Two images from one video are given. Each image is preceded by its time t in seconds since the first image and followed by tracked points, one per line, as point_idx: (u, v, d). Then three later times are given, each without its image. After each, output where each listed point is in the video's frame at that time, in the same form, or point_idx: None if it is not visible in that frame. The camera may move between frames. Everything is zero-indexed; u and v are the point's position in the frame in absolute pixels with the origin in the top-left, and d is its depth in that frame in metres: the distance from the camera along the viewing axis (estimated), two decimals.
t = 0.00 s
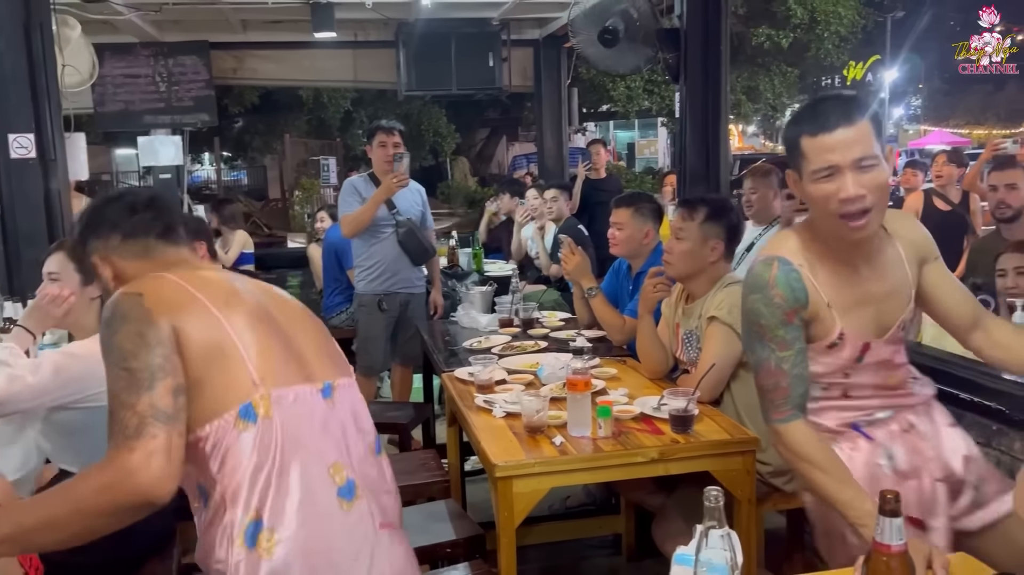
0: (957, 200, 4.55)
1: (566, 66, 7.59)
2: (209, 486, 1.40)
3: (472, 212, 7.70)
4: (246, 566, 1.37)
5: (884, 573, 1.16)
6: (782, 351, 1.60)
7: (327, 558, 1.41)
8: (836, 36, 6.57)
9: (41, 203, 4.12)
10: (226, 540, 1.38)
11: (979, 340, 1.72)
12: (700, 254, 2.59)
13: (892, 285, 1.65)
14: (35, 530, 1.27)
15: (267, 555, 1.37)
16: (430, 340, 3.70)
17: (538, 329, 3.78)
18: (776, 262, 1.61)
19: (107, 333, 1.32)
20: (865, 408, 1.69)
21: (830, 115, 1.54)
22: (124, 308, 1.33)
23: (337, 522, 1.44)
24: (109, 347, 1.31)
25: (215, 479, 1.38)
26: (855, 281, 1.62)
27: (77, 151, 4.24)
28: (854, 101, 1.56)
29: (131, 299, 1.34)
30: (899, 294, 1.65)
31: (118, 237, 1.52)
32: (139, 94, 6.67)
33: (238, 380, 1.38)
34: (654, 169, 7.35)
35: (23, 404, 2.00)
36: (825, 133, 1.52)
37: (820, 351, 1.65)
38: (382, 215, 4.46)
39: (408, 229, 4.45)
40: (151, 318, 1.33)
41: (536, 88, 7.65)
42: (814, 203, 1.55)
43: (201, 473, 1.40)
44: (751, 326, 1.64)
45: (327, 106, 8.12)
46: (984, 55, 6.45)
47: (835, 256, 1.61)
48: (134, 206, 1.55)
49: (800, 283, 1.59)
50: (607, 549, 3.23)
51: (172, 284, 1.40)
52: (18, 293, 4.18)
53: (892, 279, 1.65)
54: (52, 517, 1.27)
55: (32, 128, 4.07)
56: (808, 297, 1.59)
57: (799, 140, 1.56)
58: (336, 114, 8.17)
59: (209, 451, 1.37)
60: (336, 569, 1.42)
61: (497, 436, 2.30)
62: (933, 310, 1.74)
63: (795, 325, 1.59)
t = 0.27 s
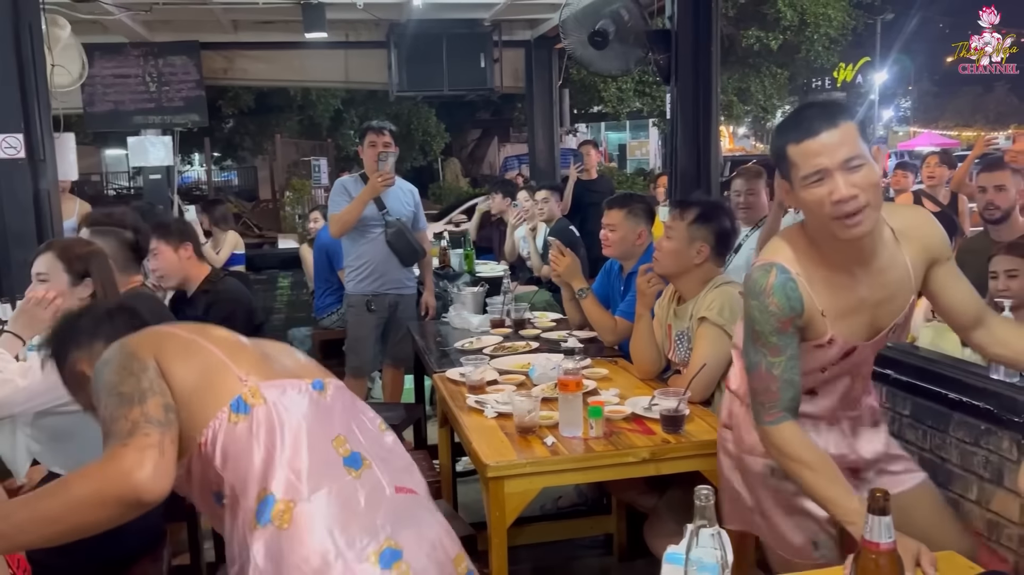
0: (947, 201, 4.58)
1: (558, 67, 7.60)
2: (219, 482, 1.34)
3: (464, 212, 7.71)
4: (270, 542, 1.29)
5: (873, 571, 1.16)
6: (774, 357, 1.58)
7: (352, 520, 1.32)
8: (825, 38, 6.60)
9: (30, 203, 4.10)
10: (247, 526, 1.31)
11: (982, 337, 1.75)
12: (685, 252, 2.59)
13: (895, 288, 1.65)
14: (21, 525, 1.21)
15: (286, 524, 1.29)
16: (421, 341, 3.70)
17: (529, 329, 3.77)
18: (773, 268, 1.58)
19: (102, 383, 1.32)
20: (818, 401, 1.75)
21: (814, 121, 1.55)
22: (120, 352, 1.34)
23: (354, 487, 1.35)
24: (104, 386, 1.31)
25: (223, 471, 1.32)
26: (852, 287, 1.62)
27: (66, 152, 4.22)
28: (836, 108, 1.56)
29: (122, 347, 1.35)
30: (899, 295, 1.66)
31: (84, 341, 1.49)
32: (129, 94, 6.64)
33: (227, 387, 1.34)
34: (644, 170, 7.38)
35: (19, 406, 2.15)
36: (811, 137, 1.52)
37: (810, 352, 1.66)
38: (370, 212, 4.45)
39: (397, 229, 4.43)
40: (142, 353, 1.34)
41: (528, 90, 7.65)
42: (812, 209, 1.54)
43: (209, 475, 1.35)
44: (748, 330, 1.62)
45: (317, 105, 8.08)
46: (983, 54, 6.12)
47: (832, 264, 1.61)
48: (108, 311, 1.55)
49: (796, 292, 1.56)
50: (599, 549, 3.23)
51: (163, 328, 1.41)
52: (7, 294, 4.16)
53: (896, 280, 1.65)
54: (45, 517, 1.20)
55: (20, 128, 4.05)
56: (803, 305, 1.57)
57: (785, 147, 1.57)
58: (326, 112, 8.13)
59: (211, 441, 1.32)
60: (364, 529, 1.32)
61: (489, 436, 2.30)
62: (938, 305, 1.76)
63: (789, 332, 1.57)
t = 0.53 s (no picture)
0: (941, 201, 4.59)
1: (553, 67, 7.59)
2: (243, 479, 1.31)
3: (459, 212, 7.70)
4: (309, 528, 1.28)
5: (871, 571, 1.17)
6: (764, 362, 1.61)
7: (383, 498, 1.34)
8: (819, 39, 6.62)
9: (25, 203, 4.08)
10: (279, 520, 1.29)
11: (929, 333, 1.86)
12: (672, 251, 2.61)
13: (884, 282, 1.68)
14: (38, 529, 1.17)
15: (324, 509, 1.29)
16: (417, 341, 3.70)
17: (525, 330, 3.77)
18: (762, 272, 1.62)
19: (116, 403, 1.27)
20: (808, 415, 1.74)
21: (803, 125, 1.56)
22: (131, 371, 1.29)
23: (379, 471, 1.37)
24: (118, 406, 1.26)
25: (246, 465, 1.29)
26: (840, 288, 1.64)
27: (61, 151, 4.20)
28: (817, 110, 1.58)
29: (132, 367, 1.30)
30: (891, 286, 1.69)
31: (76, 365, 1.41)
32: (123, 94, 6.62)
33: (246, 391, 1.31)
34: (638, 170, 7.39)
35: (28, 405, 2.16)
36: (808, 141, 1.54)
37: (809, 354, 1.65)
38: (365, 212, 4.44)
39: (392, 229, 4.42)
40: (152, 370, 1.30)
41: (523, 90, 7.65)
42: (808, 215, 1.56)
43: (230, 476, 1.31)
44: (740, 334, 1.65)
45: (310, 102, 8.03)
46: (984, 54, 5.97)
47: (821, 262, 1.63)
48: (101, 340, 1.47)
49: (784, 293, 1.59)
50: (594, 549, 3.24)
51: (171, 346, 1.37)
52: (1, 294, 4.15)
53: (882, 273, 1.68)
54: (66, 523, 1.16)
55: (15, 128, 4.04)
56: (794, 307, 1.60)
57: (778, 154, 1.57)
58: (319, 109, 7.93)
59: (233, 437, 1.29)
60: (395, 508, 1.34)
61: (484, 437, 2.30)
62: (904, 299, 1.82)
63: (780, 337, 1.60)
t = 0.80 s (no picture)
0: (938, 201, 4.61)
1: (550, 66, 7.59)
2: (271, 463, 1.31)
3: (456, 212, 7.69)
4: (339, 514, 1.29)
5: (874, 569, 1.17)
6: (749, 348, 1.62)
7: (409, 486, 1.36)
8: (815, 39, 6.64)
9: (23, 201, 4.08)
10: (309, 503, 1.30)
11: (910, 332, 1.80)
12: (667, 251, 2.62)
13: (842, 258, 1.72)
14: (56, 527, 1.17)
15: (354, 496, 1.30)
16: (415, 339, 3.70)
17: (523, 329, 3.78)
18: (727, 263, 1.65)
19: (134, 382, 1.25)
20: (847, 416, 1.73)
21: (803, 111, 1.58)
22: (152, 350, 1.26)
23: (403, 459, 1.40)
24: (139, 385, 1.23)
25: (276, 449, 1.30)
26: (802, 261, 1.67)
27: (59, 149, 4.20)
28: (816, 97, 1.60)
29: (153, 344, 1.27)
30: (849, 261, 1.72)
31: (86, 333, 1.36)
32: (120, 92, 6.61)
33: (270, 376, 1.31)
34: (636, 170, 7.40)
35: (45, 406, 2.09)
36: (807, 130, 1.56)
37: (788, 334, 1.66)
38: (365, 212, 4.45)
39: (392, 229, 4.42)
40: (174, 350, 1.26)
41: (520, 89, 7.65)
42: (787, 197, 1.61)
43: (257, 458, 1.31)
44: (717, 327, 1.67)
45: (307, 99, 8.04)
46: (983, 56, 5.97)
47: (783, 239, 1.68)
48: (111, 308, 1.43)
49: (750, 275, 1.62)
50: (593, 548, 3.24)
51: (190, 324, 1.35)
52: None
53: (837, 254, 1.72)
54: (85, 520, 1.17)
55: (13, 125, 4.03)
56: (762, 287, 1.62)
57: (778, 135, 1.58)
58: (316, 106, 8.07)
59: (262, 421, 1.29)
60: (419, 496, 1.37)
61: (484, 435, 2.31)
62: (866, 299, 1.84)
63: (757, 318, 1.61)
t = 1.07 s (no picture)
0: (939, 201, 4.60)
1: (550, 65, 7.58)
2: (292, 454, 1.28)
3: (456, 212, 7.67)
4: (370, 502, 1.28)
5: (874, 569, 1.17)
6: (744, 358, 1.64)
7: (430, 477, 1.37)
8: (815, 39, 6.65)
9: (22, 198, 4.07)
10: (336, 493, 1.28)
11: (943, 342, 1.77)
12: (669, 252, 2.61)
13: (838, 279, 1.73)
14: (61, 527, 1.15)
15: (383, 483, 1.30)
16: (414, 338, 3.70)
17: (523, 328, 3.77)
18: (726, 272, 1.68)
19: (151, 376, 1.23)
20: (833, 402, 1.77)
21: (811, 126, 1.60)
22: (171, 341, 1.25)
23: (420, 452, 1.40)
24: (157, 379, 1.22)
25: (301, 438, 1.28)
26: (799, 280, 1.70)
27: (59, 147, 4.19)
28: (818, 112, 1.63)
29: (173, 334, 1.26)
30: (845, 284, 1.74)
31: (84, 320, 1.31)
32: (121, 90, 6.61)
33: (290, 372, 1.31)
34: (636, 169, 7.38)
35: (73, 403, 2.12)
36: (816, 143, 1.58)
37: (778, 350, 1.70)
38: (368, 213, 4.44)
39: (394, 227, 4.45)
40: (196, 343, 1.25)
41: (520, 88, 7.64)
42: (794, 211, 1.62)
43: (278, 448, 1.28)
44: (712, 336, 1.69)
45: (309, 97, 8.04)
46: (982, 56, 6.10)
47: (786, 254, 1.70)
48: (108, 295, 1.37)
49: (749, 287, 1.65)
50: (591, 547, 3.24)
51: (207, 317, 1.33)
52: None
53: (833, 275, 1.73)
54: (91, 522, 1.15)
55: (13, 123, 4.03)
56: (759, 300, 1.65)
57: (787, 147, 1.59)
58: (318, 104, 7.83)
59: (287, 410, 1.29)
60: (440, 486, 1.38)
61: (484, 434, 2.31)
62: (891, 306, 1.82)
63: (752, 329, 1.64)
